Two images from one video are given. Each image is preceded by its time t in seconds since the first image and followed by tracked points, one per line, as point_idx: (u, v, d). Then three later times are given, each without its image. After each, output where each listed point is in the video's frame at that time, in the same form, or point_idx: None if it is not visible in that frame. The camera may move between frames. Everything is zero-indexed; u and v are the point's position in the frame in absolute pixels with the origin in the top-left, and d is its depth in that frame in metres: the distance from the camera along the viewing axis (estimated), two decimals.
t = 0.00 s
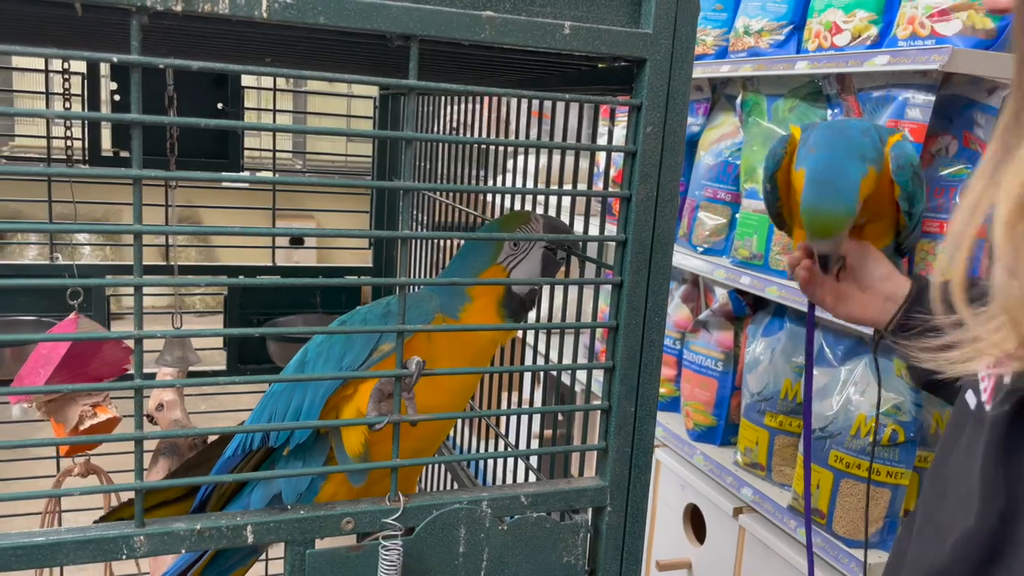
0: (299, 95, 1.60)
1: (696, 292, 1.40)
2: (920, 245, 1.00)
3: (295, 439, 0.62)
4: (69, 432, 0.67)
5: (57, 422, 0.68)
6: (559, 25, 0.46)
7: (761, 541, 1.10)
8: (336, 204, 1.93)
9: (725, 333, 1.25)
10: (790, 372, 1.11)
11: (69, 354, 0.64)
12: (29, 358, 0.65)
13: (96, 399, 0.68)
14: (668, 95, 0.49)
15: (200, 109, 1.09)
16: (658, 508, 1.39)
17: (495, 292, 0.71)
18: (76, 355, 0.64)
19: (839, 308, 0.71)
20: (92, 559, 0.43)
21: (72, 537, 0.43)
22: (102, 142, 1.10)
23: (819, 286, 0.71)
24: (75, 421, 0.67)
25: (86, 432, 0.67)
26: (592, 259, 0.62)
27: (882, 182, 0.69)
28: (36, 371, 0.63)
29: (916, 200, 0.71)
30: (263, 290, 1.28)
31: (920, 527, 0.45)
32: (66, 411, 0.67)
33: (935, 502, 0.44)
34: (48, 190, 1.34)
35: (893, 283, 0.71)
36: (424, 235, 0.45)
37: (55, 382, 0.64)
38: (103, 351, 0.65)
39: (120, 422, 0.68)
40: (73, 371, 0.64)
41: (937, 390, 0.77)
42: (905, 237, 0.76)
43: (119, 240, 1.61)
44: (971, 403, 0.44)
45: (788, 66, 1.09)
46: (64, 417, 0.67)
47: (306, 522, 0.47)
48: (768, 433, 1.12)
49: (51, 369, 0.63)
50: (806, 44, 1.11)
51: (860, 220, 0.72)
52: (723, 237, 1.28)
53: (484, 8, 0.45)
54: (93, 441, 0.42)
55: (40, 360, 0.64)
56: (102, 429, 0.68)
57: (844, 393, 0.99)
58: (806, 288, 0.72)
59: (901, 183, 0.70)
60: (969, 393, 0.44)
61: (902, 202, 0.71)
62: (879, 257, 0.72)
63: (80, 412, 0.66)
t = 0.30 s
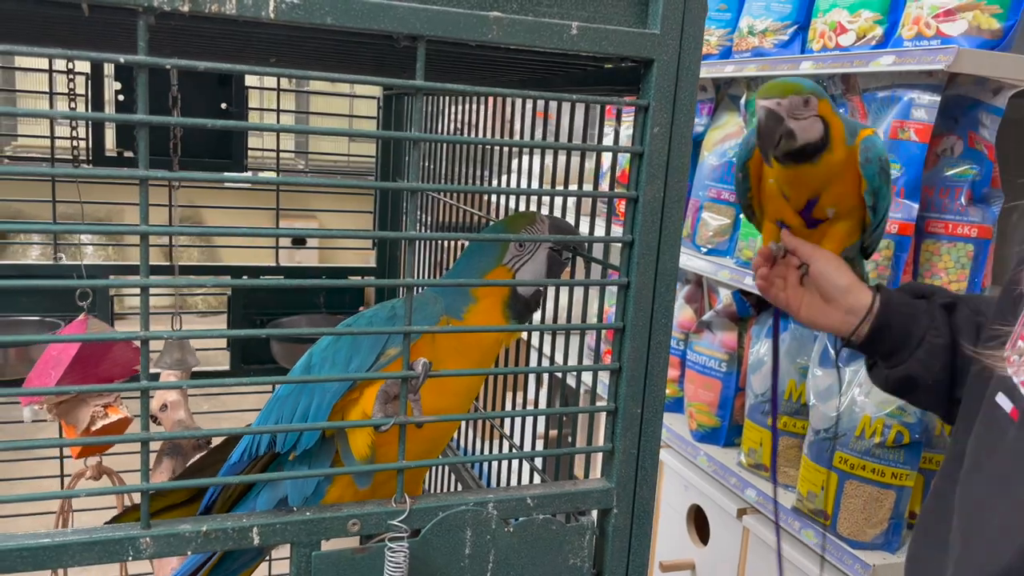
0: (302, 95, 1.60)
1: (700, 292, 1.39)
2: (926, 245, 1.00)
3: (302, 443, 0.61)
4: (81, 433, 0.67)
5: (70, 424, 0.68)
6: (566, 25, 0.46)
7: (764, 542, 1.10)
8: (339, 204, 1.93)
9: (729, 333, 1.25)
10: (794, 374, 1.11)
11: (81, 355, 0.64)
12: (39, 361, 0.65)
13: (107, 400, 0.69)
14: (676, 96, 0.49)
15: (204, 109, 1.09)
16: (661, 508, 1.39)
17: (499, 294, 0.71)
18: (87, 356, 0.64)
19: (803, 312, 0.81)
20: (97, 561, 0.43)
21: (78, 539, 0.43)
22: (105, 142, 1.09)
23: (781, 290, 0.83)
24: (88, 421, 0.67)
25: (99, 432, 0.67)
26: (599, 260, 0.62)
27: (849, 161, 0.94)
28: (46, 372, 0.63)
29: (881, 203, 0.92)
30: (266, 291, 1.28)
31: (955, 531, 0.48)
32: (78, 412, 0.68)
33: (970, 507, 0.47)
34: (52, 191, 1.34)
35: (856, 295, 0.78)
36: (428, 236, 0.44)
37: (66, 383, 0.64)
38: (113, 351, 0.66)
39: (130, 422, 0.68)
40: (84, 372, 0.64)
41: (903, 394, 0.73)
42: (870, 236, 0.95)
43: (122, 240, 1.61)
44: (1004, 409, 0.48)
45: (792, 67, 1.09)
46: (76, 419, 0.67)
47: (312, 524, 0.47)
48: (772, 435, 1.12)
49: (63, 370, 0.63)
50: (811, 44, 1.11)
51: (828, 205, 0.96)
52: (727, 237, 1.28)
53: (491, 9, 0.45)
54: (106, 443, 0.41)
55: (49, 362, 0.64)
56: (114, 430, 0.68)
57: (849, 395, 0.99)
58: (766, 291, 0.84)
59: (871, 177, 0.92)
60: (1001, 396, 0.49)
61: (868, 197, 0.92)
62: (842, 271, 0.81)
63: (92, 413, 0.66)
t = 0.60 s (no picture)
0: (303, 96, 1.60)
1: (702, 293, 1.39)
2: (928, 247, 1.00)
3: (305, 444, 0.62)
4: (74, 435, 0.67)
5: (61, 426, 0.68)
6: (568, 27, 0.46)
7: (765, 543, 1.10)
8: (341, 205, 1.93)
9: (731, 334, 1.25)
10: (795, 375, 1.10)
11: (76, 356, 0.64)
12: (32, 362, 0.65)
13: (101, 402, 0.69)
14: (678, 98, 0.49)
15: (206, 111, 1.09)
16: (663, 510, 1.39)
17: (501, 296, 0.71)
18: (83, 357, 0.64)
19: (783, 335, 0.84)
20: (99, 562, 0.43)
21: (80, 541, 0.42)
22: (107, 143, 1.09)
23: (761, 315, 0.86)
24: (81, 423, 0.67)
25: (91, 435, 0.67)
26: (601, 262, 0.62)
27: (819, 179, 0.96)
28: (42, 373, 0.63)
29: (855, 219, 0.93)
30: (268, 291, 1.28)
31: (977, 540, 0.48)
32: (71, 414, 0.67)
33: (992, 515, 0.47)
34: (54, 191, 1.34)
35: (835, 322, 0.82)
36: (430, 237, 0.44)
37: (61, 384, 0.64)
38: (109, 353, 0.66)
39: (124, 425, 0.68)
40: (81, 373, 0.64)
41: (887, 416, 0.75)
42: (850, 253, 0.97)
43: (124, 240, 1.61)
44: (1018, 414, 0.47)
45: (795, 67, 1.08)
46: (68, 420, 0.67)
47: (314, 525, 0.47)
48: (774, 436, 1.12)
49: (59, 370, 0.63)
50: (814, 45, 1.11)
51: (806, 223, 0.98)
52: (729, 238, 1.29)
53: (493, 11, 0.45)
54: (96, 444, 0.41)
55: (44, 363, 0.64)
56: (107, 432, 0.68)
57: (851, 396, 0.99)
58: (740, 315, 0.87)
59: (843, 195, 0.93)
60: (1014, 403, 0.47)
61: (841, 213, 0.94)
62: (820, 297, 0.83)
63: (86, 414, 0.67)
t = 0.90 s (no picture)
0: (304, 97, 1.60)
1: (703, 294, 1.39)
2: (929, 248, 1.00)
3: (308, 448, 0.61)
4: (68, 435, 0.67)
5: (56, 425, 0.68)
6: (570, 29, 0.46)
7: (766, 542, 1.10)
8: (343, 205, 1.93)
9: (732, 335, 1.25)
10: (797, 376, 1.10)
11: (70, 356, 0.64)
12: (29, 362, 0.65)
13: (95, 403, 0.69)
14: (680, 100, 0.49)
15: (209, 111, 1.09)
16: (664, 511, 1.39)
17: (504, 297, 0.71)
18: (79, 357, 0.64)
19: (785, 354, 0.84)
20: (102, 563, 0.43)
21: (83, 541, 0.43)
22: (110, 144, 1.10)
23: (766, 331, 0.84)
24: (73, 423, 0.67)
25: (82, 436, 0.67)
26: (603, 262, 0.62)
27: (791, 222, 0.88)
28: (37, 372, 0.63)
29: (853, 251, 0.87)
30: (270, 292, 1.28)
31: (983, 547, 0.48)
32: (65, 413, 0.67)
33: (997, 522, 0.47)
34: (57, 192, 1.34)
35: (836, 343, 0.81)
36: (433, 238, 0.44)
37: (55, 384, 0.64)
38: (104, 354, 0.66)
39: (116, 426, 0.68)
40: (75, 373, 0.64)
41: (897, 430, 0.77)
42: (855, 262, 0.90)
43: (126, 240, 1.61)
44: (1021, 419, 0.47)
45: (796, 68, 1.08)
46: (61, 420, 0.67)
47: (316, 526, 0.47)
48: (775, 436, 1.12)
49: (51, 370, 0.62)
50: (815, 46, 1.11)
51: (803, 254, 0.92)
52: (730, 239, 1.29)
53: (496, 12, 0.45)
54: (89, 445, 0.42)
55: (40, 363, 0.64)
56: (100, 432, 0.68)
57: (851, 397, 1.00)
58: (749, 328, 0.85)
59: (828, 237, 0.86)
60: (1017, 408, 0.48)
61: (835, 250, 0.87)
62: (823, 317, 0.82)
63: (80, 414, 0.66)
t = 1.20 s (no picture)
0: (305, 97, 1.60)
1: (704, 293, 1.39)
2: (930, 248, 1.00)
3: (312, 445, 0.62)
4: (76, 433, 0.67)
5: (63, 423, 0.68)
6: (571, 28, 0.46)
7: (767, 542, 1.10)
8: (344, 205, 1.93)
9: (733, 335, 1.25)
10: (798, 375, 1.10)
11: (77, 355, 0.64)
12: (36, 360, 0.65)
13: (103, 401, 0.69)
14: (681, 99, 0.49)
15: (210, 111, 1.09)
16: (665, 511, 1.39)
17: (506, 297, 0.71)
18: (84, 356, 0.64)
19: (796, 342, 0.85)
20: (105, 560, 0.44)
21: (87, 539, 0.43)
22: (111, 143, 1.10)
23: (776, 320, 0.87)
24: (83, 421, 0.67)
25: (93, 432, 0.67)
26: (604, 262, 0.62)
27: (803, 211, 0.89)
28: (44, 372, 0.63)
29: (862, 236, 0.86)
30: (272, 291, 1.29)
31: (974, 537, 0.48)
32: (75, 411, 0.67)
33: (991, 515, 0.47)
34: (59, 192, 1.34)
35: (847, 326, 0.82)
36: (433, 237, 0.45)
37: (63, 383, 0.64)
38: (110, 352, 0.66)
39: (125, 423, 0.68)
40: (81, 372, 0.64)
41: (904, 419, 0.77)
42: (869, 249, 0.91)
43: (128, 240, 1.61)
44: (1018, 413, 0.47)
45: (797, 68, 1.09)
46: (71, 418, 0.67)
47: (318, 524, 0.48)
48: (777, 436, 1.12)
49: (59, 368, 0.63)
50: (816, 46, 1.11)
51: (814, 243, 0.92)
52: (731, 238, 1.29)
53: (497, 12, 0.45)
54: (95, 443, 0.42)
55: (47, 361, 0.64)
56: (110, 429, 0.68)
57: (853, 396, 0.99)
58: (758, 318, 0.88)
59: (836, 220, 0.87)
60: (1013, 402, 0.48)
61: (843, 234, 0.88)
62: (832, 301, 0.82)
63: (88, 412, 0.67)
